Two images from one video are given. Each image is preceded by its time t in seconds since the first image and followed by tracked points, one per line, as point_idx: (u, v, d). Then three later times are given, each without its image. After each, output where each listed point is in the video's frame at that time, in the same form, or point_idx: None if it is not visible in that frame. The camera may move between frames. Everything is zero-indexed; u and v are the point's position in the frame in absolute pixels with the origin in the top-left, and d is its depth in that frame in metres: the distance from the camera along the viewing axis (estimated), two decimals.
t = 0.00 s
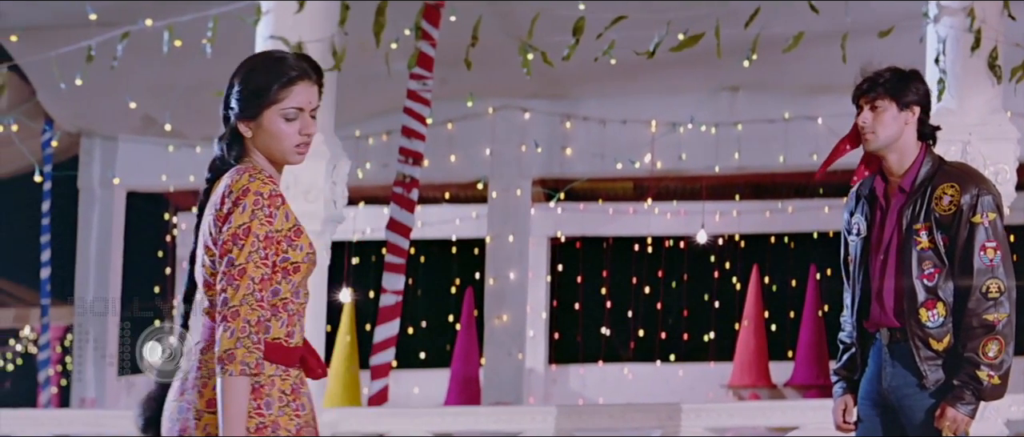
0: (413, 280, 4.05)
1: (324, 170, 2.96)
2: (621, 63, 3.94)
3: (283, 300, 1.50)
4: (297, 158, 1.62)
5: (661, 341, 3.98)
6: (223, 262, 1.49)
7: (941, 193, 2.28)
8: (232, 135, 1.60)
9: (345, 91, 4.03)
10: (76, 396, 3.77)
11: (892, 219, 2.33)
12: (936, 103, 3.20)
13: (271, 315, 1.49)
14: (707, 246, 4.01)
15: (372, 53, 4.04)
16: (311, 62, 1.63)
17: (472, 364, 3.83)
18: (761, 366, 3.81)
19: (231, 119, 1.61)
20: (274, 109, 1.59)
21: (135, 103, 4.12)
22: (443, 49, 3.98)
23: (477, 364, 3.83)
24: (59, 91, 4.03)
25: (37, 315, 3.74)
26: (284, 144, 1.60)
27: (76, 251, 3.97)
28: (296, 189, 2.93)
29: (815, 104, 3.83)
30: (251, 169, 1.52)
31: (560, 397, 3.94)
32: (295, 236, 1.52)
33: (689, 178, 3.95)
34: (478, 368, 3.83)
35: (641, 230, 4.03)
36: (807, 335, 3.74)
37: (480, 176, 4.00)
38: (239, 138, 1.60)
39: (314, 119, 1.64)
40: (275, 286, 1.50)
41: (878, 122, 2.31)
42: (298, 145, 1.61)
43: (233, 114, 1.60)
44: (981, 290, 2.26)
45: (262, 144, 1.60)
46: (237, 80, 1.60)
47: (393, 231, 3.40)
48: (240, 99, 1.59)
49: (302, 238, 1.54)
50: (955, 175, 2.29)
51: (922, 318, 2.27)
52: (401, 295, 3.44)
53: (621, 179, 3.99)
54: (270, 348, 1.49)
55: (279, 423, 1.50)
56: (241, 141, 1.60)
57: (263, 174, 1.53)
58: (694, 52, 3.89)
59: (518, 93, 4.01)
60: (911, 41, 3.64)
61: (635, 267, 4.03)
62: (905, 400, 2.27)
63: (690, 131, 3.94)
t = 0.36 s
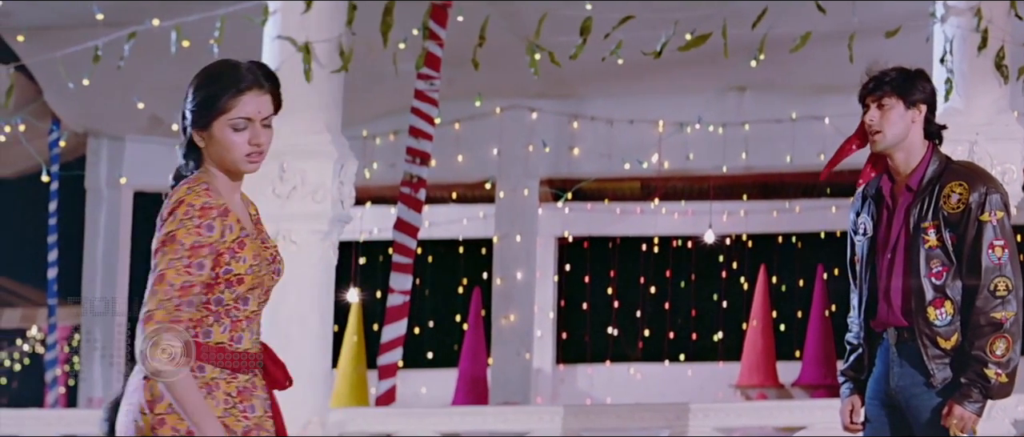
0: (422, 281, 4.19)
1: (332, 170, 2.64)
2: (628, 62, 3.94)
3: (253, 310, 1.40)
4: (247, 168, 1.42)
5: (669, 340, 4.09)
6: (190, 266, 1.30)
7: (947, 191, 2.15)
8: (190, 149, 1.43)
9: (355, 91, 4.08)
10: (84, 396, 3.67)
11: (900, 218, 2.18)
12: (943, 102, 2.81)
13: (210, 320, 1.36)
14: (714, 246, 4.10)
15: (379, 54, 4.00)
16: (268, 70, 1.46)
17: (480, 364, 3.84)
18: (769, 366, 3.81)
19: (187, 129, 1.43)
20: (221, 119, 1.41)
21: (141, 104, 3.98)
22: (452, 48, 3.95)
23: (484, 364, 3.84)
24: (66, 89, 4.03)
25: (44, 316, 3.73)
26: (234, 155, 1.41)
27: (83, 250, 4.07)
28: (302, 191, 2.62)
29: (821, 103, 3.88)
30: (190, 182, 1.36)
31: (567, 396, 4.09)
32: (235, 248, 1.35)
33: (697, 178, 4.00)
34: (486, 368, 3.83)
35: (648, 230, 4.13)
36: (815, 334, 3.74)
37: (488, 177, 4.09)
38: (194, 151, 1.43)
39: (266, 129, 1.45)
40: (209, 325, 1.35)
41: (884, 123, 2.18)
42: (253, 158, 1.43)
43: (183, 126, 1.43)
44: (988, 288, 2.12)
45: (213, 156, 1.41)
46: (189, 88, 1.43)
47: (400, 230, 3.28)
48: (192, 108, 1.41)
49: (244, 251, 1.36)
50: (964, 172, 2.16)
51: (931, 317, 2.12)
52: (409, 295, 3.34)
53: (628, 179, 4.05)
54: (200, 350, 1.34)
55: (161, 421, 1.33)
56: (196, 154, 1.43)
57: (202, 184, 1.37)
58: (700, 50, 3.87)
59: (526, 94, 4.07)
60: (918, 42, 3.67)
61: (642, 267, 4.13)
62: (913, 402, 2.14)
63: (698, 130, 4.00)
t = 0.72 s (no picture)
0: (426, 280, 4.24)
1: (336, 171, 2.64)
2: (632, 62, 3.90)
3: (231, 310, 1.41)
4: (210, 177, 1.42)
5: (673, 340, 4.15)
6: (174, 287, 1.34)
7: (951, 189, 2.03)
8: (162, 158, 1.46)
9: (358, 91, 4.09)
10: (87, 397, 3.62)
11: (902, 214, 2.08)
12: (945, 104, 2.79)
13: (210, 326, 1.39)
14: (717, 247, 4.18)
15: (381, 54, 3.96)
16: (224, 75, 1.45)
17: (484, 364, 3.85)
18: (772, 367, 3.81)
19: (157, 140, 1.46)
20: (180, 129, 1.42)
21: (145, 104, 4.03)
22: (453, 49, 3.91)
23: (488, 364, 3.85)
24: (66, 89, 3.99)
25: (48, 315, 3.83)
26: (196, 163, 1.42)
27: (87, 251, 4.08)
28: (306, 190, 2.63)
29: (825, 104, 3.87)
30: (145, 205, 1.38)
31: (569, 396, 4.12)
32: (197, 261, 1.37)
33: (700, 178, 4.03)
34: (489, 368, 3.84)
35: (651, 230, 4.18)
36: (818, 335, 3.75)
37: (490, 177, 4.09)
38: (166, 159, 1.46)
39: (227, 135, 1.44)
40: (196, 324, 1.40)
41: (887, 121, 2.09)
42: (216, 166, 1.43)
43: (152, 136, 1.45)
44: (989, 286, 1.99)
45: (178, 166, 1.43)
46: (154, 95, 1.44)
47: (405, 231, 3.27)
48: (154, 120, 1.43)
49: (206, 262, 1.38)
50: (968, 170, 2.03)
51: (931, 315, 2.01)
52: (413, 295, 3.33)
53: (631, 179, 4.08)
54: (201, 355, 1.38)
55: (139, 414, 1.38)
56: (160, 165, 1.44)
57: (161, 201, 1.38)
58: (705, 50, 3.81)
59: (529, 94, 4.06)
60: (922, 42, 3.70)
61: (646, 267, 4.20)
62: (914, 401, 2.03)
63: (701, 131, 3.99)
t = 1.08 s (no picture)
0: (428, 281, 4.25)
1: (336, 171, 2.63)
2: (633, 62, 3.87)
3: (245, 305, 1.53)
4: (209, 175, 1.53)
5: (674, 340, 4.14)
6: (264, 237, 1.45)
7: (952, 189, 2.03)
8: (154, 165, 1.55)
9: (359, 91, 4.09)
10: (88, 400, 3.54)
11: (902, 215, 2.08)
12: (946, 104, 2.78)
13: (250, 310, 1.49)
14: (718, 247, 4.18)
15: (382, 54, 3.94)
16: (211, 80, 1.57)
17: (485, 364, 3.85)
18: (774, 367, 3.80)
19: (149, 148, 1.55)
20: (177, 134, 1.52)
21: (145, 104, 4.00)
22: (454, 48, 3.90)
23: (490, 364, 3.85)
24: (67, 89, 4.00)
25: (49, 315, 3.80)
26: (195, 165, 1.53)
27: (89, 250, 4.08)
28: (308, 190, 2.62)
29: (826, 104, 3.88)
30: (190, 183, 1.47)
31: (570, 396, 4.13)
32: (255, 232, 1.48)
33: (702, 178, 4.03)
34: (491, 369, 3.83)
35: (653, 230, 4.19)
36: (819, 335, 3.75)
37: (491, 177, 4.09)
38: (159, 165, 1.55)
39: (221, 136, 1.56)
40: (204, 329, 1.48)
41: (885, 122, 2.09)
42: (212, 165, 1.54)
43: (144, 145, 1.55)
44: (991, 286, 1.99)
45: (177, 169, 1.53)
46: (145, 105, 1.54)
47: (405, 231, 3.25)
48: (148, 128, 1.53)
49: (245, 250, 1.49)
50: (970, 169, 2.03)
51: (934, 315, 2.01)
52: (414, 294, 3.33)
53: (632, 179, 4.08)
54: (200, 355, 1.46)
55: (166, 424, 1.43)
56: (158, 170, 1.54)
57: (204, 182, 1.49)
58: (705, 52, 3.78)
59: (531, 94, 4.07)
60: (922, 42, 3.73)
61: (646, 267, 4.20)
62: (919, 401, 2.04)
63: (703, 130, 4.00)
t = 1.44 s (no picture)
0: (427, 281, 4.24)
1: (336, 171, 2.67)
2: (633, 62, 3.98)
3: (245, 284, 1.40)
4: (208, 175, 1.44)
5: (672, 340, 4.13)
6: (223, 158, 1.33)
7: (952, 191, 2.17)
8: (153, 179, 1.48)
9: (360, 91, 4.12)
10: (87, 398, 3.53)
11: (902, 217, 2.22)
12: (946, 104, 2.78)
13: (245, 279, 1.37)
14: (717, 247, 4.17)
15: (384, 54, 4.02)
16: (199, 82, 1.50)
17: (484, 364, 3.84)
18: (772, 366, 3.81)
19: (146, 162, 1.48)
20: (172, 136, 1.45)
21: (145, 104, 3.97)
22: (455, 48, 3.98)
23: (488, 364, 3.85)
24: (67, 90, 4.01)
25: (48, 315, 3.80)
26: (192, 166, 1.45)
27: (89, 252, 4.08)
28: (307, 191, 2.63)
29: (826, 104, 3.87)
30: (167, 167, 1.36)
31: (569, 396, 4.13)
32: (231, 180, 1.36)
33: (700, 178, 4.02)
34: (490, 369, 3.83)
35: (653, 230, 4.18)
36: (818, 335, 3.75)
37: (491, 177, 4.08)
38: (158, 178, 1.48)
39: (215, 129, 1.47)
40: (206, 308, 1.35)
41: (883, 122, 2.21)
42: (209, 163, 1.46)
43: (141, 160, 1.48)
44: (992, 287, 2.12)
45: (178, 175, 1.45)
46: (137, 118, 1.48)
47: (404, 231, 3.24)
48: (143, 140, 1.47)
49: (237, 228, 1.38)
50: (968, 172, 2.17)
51: (935, 316, 2.16)
52: (413, 294, 3.33)
53: (633, 180, 4.06)
54: (200, 343, 1.33)
55: (167, 407, 1.32)
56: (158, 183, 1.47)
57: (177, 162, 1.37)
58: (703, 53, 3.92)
59: (531, 94, 4.07)
60: (922, 42, 3.72)
61: (645, 266, 4.18)
62: (919, 401, 2.17)
63: (702, 131, 3.99)
